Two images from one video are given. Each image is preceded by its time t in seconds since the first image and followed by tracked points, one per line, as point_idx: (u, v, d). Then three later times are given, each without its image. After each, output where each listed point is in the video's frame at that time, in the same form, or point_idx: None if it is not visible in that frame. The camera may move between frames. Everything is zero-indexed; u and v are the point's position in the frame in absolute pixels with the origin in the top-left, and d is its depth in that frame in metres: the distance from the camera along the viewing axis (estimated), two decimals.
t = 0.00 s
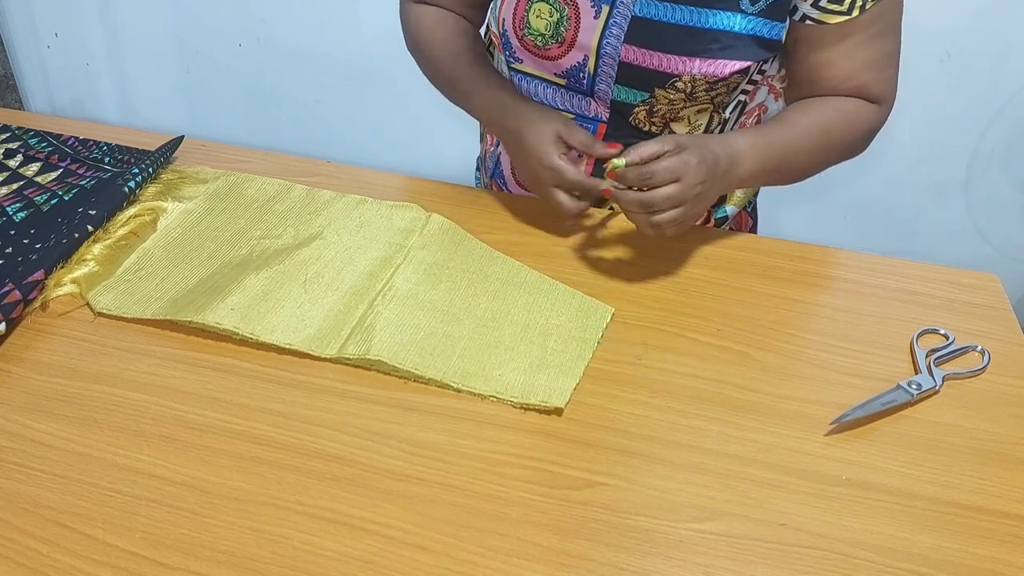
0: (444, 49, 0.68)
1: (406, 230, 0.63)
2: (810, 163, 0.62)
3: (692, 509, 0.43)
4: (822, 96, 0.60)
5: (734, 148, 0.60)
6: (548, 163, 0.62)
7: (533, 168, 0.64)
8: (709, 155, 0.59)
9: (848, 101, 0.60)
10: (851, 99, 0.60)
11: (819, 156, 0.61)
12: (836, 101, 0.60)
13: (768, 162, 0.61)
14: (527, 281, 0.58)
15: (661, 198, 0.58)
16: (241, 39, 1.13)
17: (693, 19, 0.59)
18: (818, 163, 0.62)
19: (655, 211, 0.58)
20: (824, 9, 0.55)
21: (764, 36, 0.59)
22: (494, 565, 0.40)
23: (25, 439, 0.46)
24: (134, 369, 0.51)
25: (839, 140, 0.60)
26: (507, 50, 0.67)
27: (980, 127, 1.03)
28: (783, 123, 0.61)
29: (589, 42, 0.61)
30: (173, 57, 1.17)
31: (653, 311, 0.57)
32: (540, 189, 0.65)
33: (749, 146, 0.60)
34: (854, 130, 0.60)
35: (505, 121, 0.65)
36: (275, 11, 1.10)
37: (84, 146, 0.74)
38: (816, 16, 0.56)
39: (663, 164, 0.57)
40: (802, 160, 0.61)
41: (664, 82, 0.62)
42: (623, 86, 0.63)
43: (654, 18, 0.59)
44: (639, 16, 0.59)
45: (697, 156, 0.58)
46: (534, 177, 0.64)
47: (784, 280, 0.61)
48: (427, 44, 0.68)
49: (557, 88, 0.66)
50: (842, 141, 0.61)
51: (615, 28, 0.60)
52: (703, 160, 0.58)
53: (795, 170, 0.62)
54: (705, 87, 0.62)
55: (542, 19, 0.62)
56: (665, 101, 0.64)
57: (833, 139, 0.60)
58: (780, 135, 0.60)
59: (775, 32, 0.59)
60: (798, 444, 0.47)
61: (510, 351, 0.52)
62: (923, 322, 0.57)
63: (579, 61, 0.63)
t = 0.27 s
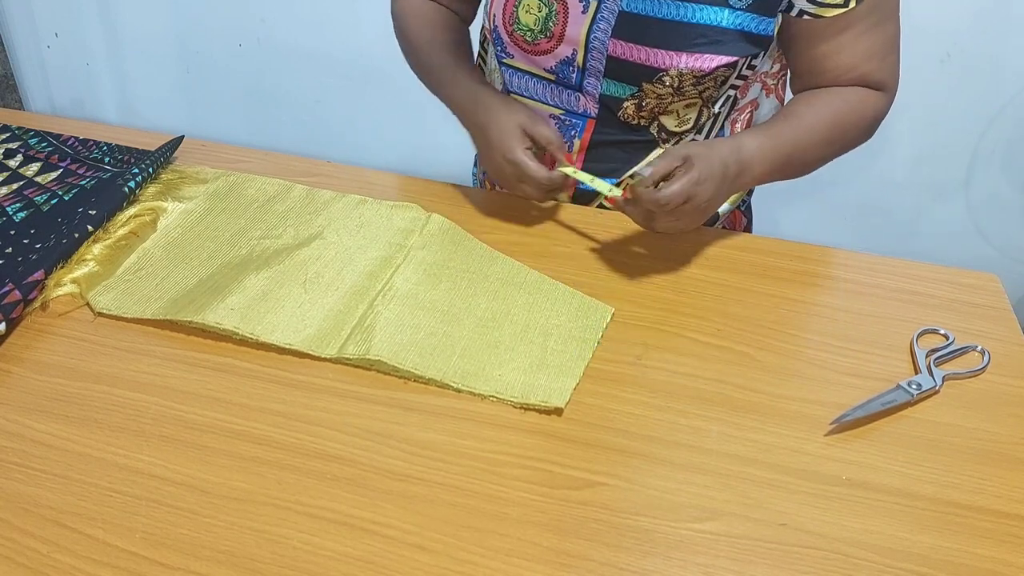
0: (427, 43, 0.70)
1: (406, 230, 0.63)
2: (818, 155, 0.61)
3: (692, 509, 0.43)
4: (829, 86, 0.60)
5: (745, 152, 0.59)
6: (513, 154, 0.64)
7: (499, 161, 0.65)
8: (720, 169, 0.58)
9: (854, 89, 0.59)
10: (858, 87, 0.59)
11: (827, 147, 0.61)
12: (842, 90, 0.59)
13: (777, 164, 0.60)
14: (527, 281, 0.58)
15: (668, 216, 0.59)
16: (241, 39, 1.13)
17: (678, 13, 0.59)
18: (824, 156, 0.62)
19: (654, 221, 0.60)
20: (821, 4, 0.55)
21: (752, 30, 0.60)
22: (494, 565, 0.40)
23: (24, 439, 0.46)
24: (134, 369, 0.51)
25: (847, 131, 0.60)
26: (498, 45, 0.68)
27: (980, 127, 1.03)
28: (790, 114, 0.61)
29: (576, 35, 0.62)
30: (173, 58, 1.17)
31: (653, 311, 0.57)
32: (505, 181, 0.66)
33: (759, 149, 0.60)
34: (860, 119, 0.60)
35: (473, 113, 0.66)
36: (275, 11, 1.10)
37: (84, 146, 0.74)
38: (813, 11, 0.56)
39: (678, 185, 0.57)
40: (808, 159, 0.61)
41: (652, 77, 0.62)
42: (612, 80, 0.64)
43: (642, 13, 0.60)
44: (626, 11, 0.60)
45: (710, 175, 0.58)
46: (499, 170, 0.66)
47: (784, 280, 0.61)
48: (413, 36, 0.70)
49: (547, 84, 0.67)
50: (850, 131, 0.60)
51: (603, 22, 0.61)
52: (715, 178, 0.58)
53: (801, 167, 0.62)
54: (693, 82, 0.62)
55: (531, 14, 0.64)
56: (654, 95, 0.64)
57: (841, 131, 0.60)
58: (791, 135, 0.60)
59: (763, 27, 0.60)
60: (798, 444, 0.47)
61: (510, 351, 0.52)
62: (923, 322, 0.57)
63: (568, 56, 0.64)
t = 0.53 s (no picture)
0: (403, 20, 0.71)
1: (406, 230, 0.63)
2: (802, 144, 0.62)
3: (692, 509, 0.43)
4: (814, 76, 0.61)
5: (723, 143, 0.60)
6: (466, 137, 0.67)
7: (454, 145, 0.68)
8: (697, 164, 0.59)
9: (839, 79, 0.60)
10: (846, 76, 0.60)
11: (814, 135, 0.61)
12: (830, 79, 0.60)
13: (755, 153, 0.61)
14: (527, 281, 0.58)
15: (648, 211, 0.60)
16: (241, 39, 1.13)
17: (665, 9, 0.59)
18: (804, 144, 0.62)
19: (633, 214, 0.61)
20: None
21: (741, 26, 0.59)
22: (494, 565, 0.40)
23: (24, 439, 0.46)
24: (134, 369, 0.51)
25: (832, 121, 0.61)
26: (489, 41, 0.68)
27: (980, 127, 1.03)
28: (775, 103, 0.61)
29: (568, 32, 0.62)
30: (173, 58, 1.17)
31: (653, 311, 0.57)
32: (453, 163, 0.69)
33: (740, 144, 0.60)
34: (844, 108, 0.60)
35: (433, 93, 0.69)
36: (275, 11, 1.10)
37: (84, 146, 0.74)
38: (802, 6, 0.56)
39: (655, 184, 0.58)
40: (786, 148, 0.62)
41: (644, 73, 0.62)
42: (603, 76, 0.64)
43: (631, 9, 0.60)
44: (616, 8, 0.60)
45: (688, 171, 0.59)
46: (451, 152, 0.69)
47: (784, 280, 0.61)
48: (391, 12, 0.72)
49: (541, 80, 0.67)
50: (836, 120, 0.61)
51: (594, 18, 0.61)
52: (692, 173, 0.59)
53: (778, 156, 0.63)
54: (685, 77, 0.62)
55: (521, 11, 0.63)
56: (647, 91, 0.64)
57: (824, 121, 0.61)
58: (770, 126, 0.60)
59: (752, 23, 0.59)
60: (798, 444, 0.47)
61: (510, 351, 0.52)
62: (923, 322, 0.57)
63: (560, 52, 0.64)
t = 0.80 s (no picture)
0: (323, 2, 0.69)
1: (406, 230, 0.63)
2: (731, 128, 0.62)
3: (692, 509, 0.43)
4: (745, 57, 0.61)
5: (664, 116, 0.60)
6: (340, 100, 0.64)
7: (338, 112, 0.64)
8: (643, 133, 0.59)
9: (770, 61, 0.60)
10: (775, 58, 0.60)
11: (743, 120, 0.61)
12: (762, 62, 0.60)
13: (694, 132, 0.61)
14: (527, 281, 0.58)
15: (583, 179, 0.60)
16: (241, 39, 1.13)
17: None
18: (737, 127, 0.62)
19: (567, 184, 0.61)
20: None
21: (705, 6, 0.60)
22: (494, 565, 0.40)
23: (24, 439, 0.46)
24: (134, 369, 0.51)
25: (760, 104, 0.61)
26: (452, 46, 0.67)
27: (980, 127, 1.03)
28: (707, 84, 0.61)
29: (540, 23, 0.62)
30: (172, 58, 1.17)
31: (652, 310, 0.57)
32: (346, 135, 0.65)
33: (677, 118, 0.60)
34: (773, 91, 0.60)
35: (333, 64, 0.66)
36: (275, 11, 1.10)
37: (84, 146, 0.74)
38: None
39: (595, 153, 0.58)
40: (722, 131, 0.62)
41: (619, 58, 0.62)
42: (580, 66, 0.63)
43: None
44: None
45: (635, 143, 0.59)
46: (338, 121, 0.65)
47: (782, 280, 0.61)
48: None
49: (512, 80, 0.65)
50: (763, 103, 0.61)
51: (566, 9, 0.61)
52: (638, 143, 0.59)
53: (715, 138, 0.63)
54: (657, 60, 0.63)
55: (489, 9, 0.63)
56: (621, 77, 0.63)
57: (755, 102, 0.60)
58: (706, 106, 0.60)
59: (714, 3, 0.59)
60: (798, 444, 0.47)
61: (510, 351, 0.52)
62: (923, 322, 0.57)
63: (532, 47, 0.63)
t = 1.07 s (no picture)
0: (247, 21, 0.64)
1: (406, 231, 0.63)
2: (623, 87, 0.68)
3: (692, 509, 0.43)
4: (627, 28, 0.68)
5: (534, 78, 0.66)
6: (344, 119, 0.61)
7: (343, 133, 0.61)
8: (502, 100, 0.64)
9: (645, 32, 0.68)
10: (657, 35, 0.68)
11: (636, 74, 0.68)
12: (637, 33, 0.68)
13: (588, 97, 0.67)
14: (527, 281, 0.58)
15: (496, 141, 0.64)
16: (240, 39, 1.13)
17: None
18: (630, 89, 0.69)
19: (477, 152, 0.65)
20: None
21: None
22: (494, 565, 0.40)
23: (24, 439, 0.46)
24: (134, 369, 0.51)
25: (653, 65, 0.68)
26: (384, 58, 0.69)
27: (980, 128, 1.04)
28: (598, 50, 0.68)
29: (470, 24, 0.66)
30: (172, 58, 1.17)
31: (652, 310, 0.57)
32: (346, 156, 0.62)
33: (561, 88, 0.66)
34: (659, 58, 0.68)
35: (298, 85, 0.63)
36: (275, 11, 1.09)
37: (84, 146, 0.74)
38: None
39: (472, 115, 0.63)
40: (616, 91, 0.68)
41: (542, 43, 0.69)
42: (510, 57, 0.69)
43: None
44: None
45: (508, 101, 0.64)
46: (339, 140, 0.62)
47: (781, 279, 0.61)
48: (226, 19, 0.64)
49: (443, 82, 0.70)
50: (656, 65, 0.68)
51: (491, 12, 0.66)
52: (504, 106, 0.64)
53: (610, 99, 0.69)
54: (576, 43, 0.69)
55: (425, 18, 0.66)
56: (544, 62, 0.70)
57: (627, 68, 0.67)
58: (593, 66, 0.67)
59: None
60: (797, 444, 0.47)
61: (510, 351, 0.52)
62: (923, 322, 0.57)
63: (465, 48, 0.67)
